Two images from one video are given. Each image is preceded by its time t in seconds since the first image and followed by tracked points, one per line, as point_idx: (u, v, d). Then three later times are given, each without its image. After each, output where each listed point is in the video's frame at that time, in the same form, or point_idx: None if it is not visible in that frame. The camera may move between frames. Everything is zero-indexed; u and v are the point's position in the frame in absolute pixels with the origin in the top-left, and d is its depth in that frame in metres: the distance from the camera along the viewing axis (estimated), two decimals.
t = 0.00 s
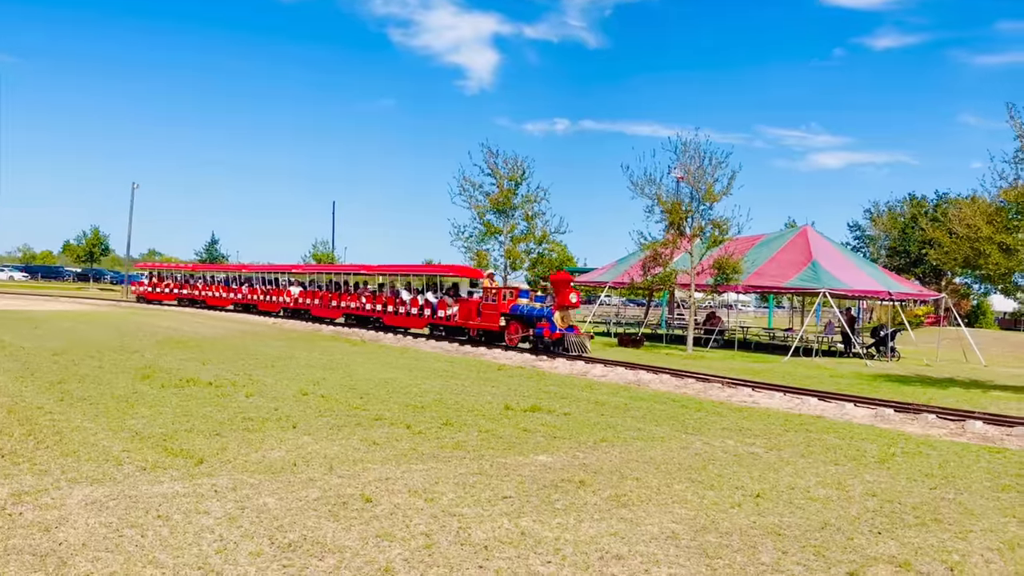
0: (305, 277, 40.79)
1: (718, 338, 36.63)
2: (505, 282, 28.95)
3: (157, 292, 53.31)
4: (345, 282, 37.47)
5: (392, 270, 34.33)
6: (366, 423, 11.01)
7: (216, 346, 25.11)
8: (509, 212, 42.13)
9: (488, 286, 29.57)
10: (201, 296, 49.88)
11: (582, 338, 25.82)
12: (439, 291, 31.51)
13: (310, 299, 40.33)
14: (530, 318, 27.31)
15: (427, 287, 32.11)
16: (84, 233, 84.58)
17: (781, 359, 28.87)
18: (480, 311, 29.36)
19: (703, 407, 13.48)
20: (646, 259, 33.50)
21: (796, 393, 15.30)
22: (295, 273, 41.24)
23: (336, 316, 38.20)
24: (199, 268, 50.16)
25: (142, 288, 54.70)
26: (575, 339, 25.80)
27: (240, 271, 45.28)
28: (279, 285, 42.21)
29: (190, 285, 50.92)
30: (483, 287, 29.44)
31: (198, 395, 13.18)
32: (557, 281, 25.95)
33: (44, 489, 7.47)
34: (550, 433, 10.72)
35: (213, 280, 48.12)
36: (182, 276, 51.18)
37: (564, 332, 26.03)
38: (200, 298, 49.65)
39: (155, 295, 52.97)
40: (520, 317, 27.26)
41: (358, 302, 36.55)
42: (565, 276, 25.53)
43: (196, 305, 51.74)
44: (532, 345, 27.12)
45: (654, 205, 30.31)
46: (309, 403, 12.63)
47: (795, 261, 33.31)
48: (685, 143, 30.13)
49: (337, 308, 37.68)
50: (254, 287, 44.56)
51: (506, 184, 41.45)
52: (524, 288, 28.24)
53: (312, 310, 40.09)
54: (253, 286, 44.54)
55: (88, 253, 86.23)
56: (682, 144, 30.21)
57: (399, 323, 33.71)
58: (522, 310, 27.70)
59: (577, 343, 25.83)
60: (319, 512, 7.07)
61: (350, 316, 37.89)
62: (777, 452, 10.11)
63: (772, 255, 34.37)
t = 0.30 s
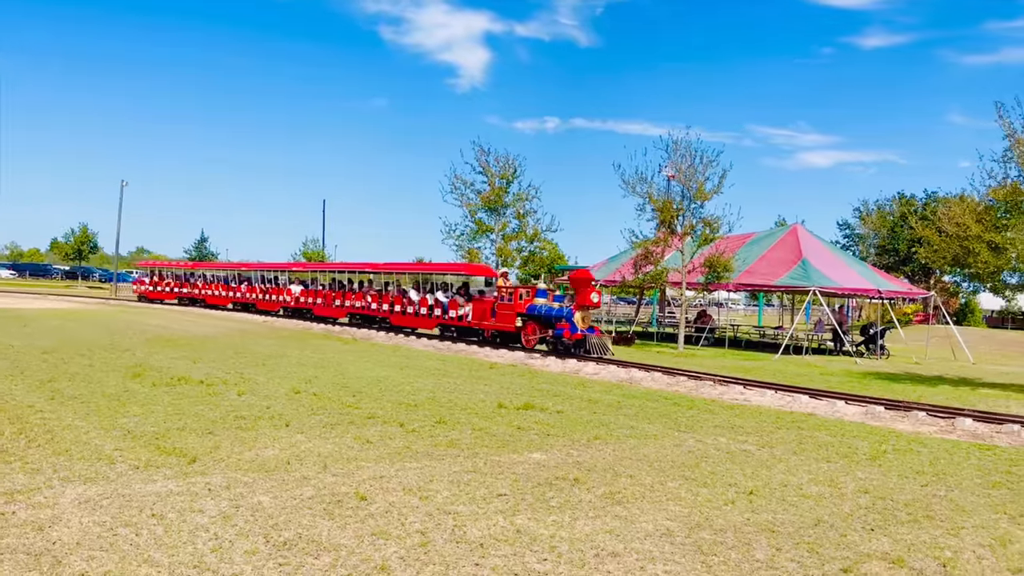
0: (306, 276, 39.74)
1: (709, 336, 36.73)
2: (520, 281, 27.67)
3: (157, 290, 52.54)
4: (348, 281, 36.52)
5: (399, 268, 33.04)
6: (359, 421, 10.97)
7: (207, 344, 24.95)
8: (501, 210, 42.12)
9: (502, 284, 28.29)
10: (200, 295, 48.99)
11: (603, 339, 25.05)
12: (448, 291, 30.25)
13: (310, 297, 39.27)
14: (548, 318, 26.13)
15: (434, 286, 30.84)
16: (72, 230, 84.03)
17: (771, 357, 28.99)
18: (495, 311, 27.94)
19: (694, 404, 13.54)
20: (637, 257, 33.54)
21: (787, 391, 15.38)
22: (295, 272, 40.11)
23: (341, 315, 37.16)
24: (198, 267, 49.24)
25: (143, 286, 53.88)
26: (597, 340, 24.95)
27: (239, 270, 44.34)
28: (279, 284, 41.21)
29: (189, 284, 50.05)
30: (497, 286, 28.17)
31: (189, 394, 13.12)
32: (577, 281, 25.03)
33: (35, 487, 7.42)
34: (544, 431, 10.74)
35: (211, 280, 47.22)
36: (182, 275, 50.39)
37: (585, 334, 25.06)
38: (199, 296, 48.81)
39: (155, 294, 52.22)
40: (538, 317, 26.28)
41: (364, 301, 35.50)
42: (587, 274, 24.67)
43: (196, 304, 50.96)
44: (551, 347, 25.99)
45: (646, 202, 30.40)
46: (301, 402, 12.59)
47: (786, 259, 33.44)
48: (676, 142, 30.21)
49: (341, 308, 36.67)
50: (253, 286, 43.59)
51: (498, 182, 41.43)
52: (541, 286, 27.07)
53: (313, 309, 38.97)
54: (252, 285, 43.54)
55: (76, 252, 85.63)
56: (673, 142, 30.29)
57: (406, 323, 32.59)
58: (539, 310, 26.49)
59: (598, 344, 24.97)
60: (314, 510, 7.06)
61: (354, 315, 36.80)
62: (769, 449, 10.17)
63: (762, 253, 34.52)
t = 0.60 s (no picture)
0: (304, 274, 38.82)
1: (697, 335, 36.87)
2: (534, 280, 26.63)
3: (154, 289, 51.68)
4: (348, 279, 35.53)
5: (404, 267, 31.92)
6: (347, 420, 10.94)
7: (193, 343, 24.79)
8: (489, 208, 42.10)
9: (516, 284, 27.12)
10: (196, 294, 48.17)
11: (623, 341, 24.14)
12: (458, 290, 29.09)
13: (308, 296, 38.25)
14: (565, 319, 25.14)
15: (444, 285, 29.66)
16: (57, 228, 83.41)
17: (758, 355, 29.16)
18: (508, 312, 26.73)
19: (682, 402, 13.61)
20: (626, 255, 33.62)
21: (774, 389, 15.47)
22: (292, 270, 39.15)
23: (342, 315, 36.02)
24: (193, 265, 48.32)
25: (141, 284, 53.07)
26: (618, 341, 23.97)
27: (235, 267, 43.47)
28: (276, 282, 40.28)
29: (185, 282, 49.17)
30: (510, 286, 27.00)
31: (176, 393, 13.01)
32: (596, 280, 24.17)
33: (22, 486, 7.36)
34: (533, 429, 10.76)
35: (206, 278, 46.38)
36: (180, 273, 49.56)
37: (605, 335, 24.06)
38: (194, 295, 47.96)
39: (154, 293, 51.48)
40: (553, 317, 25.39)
41: (366, 301, 34.45)
42: (605, 273, 23.88)
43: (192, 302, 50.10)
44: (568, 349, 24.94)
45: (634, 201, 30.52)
46: (290, 401, 12.52)
47: (772, 258, 33.63)
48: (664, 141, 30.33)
49: (341, 308, 35.66)
50: (248, 284, 42.69)
51: (486, 181, 41.41)
52: (556, 286, 26.13)
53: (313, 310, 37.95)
54: (247, 283, 42.61)
55: (60, 250, 84.86)
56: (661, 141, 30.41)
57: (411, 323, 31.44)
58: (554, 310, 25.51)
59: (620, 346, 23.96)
60: (304, 508, 7.04)
61: (355, 315, 35.75)
62: (756, 447, 10.25)
63: (749, 252, 34.69)
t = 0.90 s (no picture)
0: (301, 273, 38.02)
1: (683, 333, 37.04)
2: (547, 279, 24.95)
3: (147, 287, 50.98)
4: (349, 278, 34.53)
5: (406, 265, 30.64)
6: (333, 418, 10.91)
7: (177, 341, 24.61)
8: (475, 206, 42.06)
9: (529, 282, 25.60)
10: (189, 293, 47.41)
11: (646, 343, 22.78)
12: (465, 290, 27.70)
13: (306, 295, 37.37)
14: (582, 320, 23.47)
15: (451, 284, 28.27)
16: (39, 225, 82.39)
17: (743, 353, 29.34)
18: (520, 311, 25.21)
19: (668, 400, 13.67)
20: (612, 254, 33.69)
21: (759, 387, 15.58)
22: (290, 269, 38.36)
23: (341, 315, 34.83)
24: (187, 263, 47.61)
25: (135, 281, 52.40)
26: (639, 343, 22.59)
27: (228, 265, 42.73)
28: (272, 281, 39.54)
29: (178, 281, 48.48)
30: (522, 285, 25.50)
31: (160, 391, 12.92)
32: (616, 279, 22.51)
33: (3, 486, 7.28)
34: (520, 427, 10.78)
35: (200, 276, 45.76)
36: (174, 271, 48.90)
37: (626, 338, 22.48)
38: (187, 293, 47.25)
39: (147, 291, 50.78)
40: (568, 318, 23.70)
41: (367, 301, 33.19)
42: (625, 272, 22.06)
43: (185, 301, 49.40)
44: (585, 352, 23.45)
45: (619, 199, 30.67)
46: (275, 399, 12.46)
47: (757, 257, 33.82)
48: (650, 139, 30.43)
49: (342, 308, 34.65)
50: (242, 282, 41.96)
51: (472, 179, 41.36)
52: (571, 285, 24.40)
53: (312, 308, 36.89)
54: (241, 282, 41.90)
55: (42, 246, 83.86)
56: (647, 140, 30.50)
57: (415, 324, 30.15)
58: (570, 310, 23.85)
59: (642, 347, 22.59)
60: (289, 507, 7.02)
61: (356, 315, 34.55)
62: (741, 444, 10.31)
63: (734, 251, 34.87)
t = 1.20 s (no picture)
0: (297, 271, 37.26)
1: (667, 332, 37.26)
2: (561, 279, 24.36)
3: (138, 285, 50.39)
4: (348, 277, 33.64)
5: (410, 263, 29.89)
6: (316, 417, 10.84)
7: (158, 339, 24.36)
8: (459, 205, 42.00)
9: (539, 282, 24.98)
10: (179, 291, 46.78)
11: (667, 346, 21.94)
12: (473, 289, 26.77)
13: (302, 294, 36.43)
14: (599, 322, 22.85)
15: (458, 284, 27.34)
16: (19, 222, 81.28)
17: (726, 351, 29.54)
18: (532, 312, 24.60)
19: (651, 398, 13.73)
20: (596, 252, 33.77)
21: (741, 385, 15.68)
22: (285, 267, 37.61)
23: (342, 315, 33.84)
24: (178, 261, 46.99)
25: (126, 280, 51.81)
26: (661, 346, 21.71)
27: (219, 263, 42.18)
28: (266, 280, 38.76)
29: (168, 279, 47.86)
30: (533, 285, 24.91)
31: (140, 390, 12.80)
32: (636, 279, 21.66)
33: None
34: (503, 425, 10.79)
35: (191, 274, 45.21)
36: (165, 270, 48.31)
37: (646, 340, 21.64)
38: (177, 292, 46.64)
39: (138, 289, 50.23)
40: (586, 320, 23.00)
41: (367, 300, 32.29)
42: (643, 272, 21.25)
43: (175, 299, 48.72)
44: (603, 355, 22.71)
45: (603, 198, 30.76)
46: (256, 398, 12.39)
47: (740, 256, 34.00)
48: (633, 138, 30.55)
49: (341, 308, 33.70)
50: (233, 281, 41.36)
51: (457, 177, 41.28)
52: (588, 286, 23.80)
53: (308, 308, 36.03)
54: (233, 281, 41.32)
55: (21, 245, 82.75)
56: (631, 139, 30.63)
57: (420, 325, 29.19)
58: (585, 311, 23.24)
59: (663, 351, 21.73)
60: (270, 507, 6.97)
61: (355, 315, 33.60)
62: (723, 442, 10.37)
63: (718, 249, 35.03)
